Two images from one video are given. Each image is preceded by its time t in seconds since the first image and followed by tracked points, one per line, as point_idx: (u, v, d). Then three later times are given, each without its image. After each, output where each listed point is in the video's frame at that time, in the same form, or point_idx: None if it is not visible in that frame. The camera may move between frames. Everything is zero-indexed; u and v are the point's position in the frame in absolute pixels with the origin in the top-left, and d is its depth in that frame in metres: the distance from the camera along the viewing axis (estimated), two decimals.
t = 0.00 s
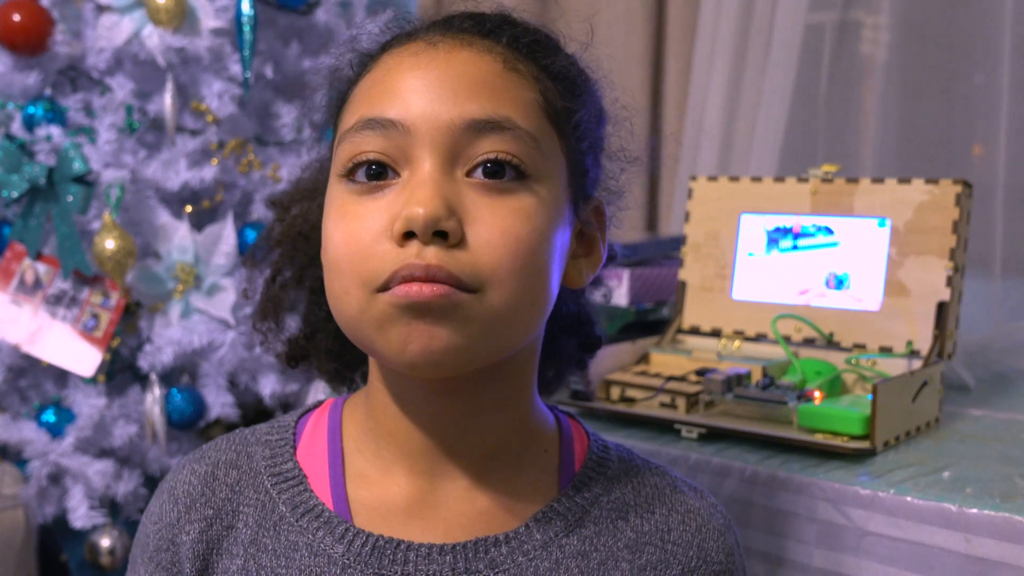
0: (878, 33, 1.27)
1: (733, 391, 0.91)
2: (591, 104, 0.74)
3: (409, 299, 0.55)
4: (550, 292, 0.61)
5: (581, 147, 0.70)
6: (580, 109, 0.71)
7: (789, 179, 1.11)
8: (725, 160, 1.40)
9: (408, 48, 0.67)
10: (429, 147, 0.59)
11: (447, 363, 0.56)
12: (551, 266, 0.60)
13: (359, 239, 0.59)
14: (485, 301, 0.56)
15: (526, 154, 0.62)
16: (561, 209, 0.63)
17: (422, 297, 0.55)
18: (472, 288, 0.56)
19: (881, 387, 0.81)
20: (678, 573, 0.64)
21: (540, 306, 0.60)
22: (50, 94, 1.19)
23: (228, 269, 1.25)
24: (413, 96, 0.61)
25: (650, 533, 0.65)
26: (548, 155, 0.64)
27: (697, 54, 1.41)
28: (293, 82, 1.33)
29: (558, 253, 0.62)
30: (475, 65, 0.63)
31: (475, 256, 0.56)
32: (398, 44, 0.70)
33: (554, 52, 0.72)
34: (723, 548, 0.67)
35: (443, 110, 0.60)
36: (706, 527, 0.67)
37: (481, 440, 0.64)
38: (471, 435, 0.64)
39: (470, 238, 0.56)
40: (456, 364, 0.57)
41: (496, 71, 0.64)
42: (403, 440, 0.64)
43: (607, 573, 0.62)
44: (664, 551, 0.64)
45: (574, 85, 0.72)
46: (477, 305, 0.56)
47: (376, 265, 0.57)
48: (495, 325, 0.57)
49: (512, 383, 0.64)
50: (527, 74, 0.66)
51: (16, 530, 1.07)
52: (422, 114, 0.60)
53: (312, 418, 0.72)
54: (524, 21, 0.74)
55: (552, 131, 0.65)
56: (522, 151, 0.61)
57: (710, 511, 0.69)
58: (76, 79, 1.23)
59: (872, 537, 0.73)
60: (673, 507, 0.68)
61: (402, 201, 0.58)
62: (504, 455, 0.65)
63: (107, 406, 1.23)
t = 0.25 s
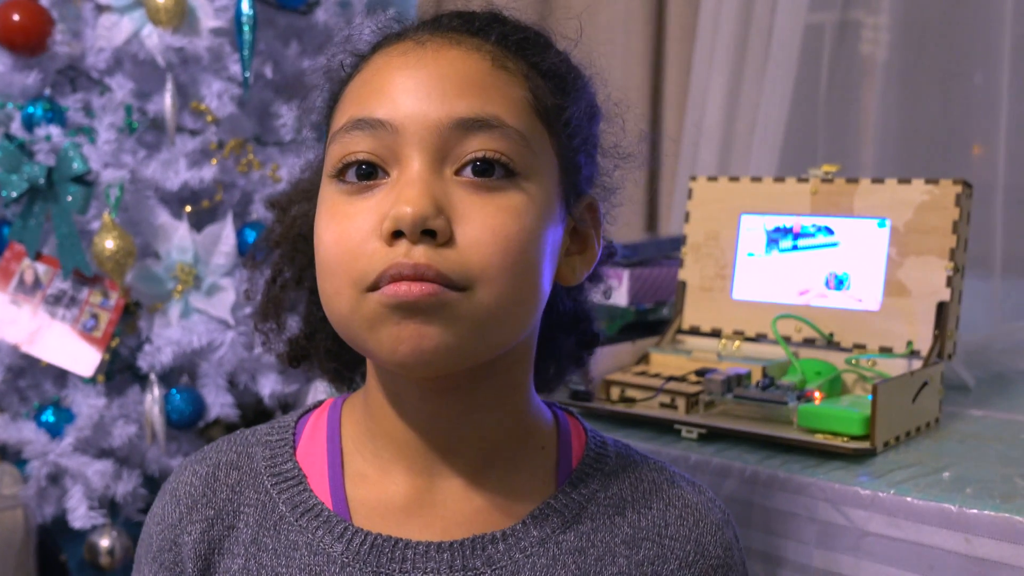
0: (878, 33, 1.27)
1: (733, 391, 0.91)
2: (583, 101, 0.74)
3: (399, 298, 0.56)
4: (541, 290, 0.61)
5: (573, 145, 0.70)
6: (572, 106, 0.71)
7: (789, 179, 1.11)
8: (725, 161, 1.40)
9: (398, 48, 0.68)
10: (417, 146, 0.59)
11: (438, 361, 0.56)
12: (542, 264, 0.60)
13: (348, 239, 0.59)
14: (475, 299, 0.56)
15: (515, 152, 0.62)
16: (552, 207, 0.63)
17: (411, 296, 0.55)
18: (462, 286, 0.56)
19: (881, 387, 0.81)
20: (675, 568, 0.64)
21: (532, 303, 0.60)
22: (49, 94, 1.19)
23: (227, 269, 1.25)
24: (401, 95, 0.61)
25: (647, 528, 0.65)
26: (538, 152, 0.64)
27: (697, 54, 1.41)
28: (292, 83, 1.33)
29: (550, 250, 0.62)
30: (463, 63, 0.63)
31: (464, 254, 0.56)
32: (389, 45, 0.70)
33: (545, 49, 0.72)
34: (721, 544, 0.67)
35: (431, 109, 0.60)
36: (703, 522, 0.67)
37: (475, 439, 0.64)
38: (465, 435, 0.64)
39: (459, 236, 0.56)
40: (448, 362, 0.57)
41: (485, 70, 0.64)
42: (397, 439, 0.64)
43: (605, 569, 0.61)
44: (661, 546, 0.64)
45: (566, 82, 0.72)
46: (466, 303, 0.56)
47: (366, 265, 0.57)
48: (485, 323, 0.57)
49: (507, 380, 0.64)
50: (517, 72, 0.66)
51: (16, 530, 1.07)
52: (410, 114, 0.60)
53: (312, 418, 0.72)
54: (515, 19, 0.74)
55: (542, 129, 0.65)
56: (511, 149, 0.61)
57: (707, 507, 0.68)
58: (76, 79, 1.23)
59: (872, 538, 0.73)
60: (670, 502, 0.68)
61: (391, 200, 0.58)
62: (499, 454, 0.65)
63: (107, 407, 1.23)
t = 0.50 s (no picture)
0: (878, 33, 1.27)
1: (733, 391, 0.91)
2: (581, 101, 0.74)
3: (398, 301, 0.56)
4: (540, 291, 0.61)
5: (572, 145, 0.69)
6: (570, 106, 0.71)
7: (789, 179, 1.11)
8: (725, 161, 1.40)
9: (395, 50, 0.68)
10: (415, 148, 0.59)
11: (437, 363, 0.56)
12: (541, 265, 0.60)
13: (348, 242, 0.59)
14: (474, 301, 0.56)
15: (513, 154, 0.61)
16: (551, 208, 0.63)
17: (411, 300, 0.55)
18: (461, 288, 0.56)
19: (881, 387, 0.81)
20: (675, 566, 0.63)
21: (531, 305, 0.60)
22: (49, 94, 1.19)
23: (227, 270, 1.25)
24: (399, 98, 0.61)
25: (648, 526, 0.65)
26: (536, 154, 0.64)
27: (697, 54, 1.41)
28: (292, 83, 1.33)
29: (549, 251, 0.62)
30: (461, 65, 0.63)
31: (462, 256, 0.56)
32: (387, 47, 0.70)
33: (542, 50, 0.72)
34: (721, 541, 0.66)
35: (428, 111, 0.60)
36: (704, 519, 0.67)
37: (476, 440, 0.64)
38: (465, 436, 0.63)
39: (457, 238, 0.56)
40: (448, 364, 0.57)
41: (482, 71, 0.64)
42: (399, 439, 0.64)
43: (605, 567, 0.61)
44: (662, 544, 0.64)
45: (564, 82, 0.72)
46: (466, 305, 0.56)
47: (365, 268, 0.57)
48: (485, 325, 0.57)
49: (508, 379, 0.64)
50: (515, 73, 0.66)
51: (15, 530, 1.07)
52: (407, 117, 0.60)
53: (316, 418, 0.72)
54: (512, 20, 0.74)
55: (540, 130, 0.65)
56: (509, 151, 0.61)
57: (709, 504, 0.68)
58: (76, 79, 1.22)
59: (872, 538, 0.73)
60: (671, 500, 0.67)
61: (389, 204, 0.58)
62: (501, 455, 0.65)
63: (107, 407, 1.23)
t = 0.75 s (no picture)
0: (877, 33, 1.27)
1: (733, 391, 0.91)
2: (582, 99, 0.73)
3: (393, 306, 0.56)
4: (538, 292, 0.61)
5: (572, 143, 0.69)
6: (569, 105, 0.70)
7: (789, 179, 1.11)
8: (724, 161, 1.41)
9: (392, 53, 0.68)
10: (410, 152, 0.59)
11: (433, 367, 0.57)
12: (539, 265, 0.60)
13: (345, 246, 0.59)
14: (470, 303, 0.56)
15: (509, 155, 0.61)
16: (548, 208, 0.63)
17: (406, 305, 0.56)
18: (456, 292, 0.56)
19: (881, 387, 0.81)
20: (675, 562, 0.63)
21: (529, 306, 0.60)
22: (49, 94, 1.19)
23: (227, 270, 1.25)
24: (394, 101, 0.61)
25: (649, 523, 0.65)
26: (534, 153, 0.63)
27: (697, 54, 1.41)
28: (292, 83, 1.33)
29: (546, 251, 0.62)
30: (456, 67, 0.63)
31: (457, 259, 0.56)
32: (384, 49, 0.70)
33: (540, 48, 0.71)
34: (722, 538, 0.66)
35: (423, 114, 0.60)
36: (704, 516, 0.67)
37: (476, 441, 0.64)
38: (465, 436, 0.64)
39: (452, 241, 0.56)
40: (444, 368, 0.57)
41: (477, 72, 0.63)
42: (402, 438, 0.65)
43: (606, 564, 0.61)
44: (662, 541, 0.64)
45: (563, 80, 0.71)
46: (461, 308, 0.56)
47: (362, 273, 0.57)
48: (481, 328, 0.57)
49: (509, 377, 0.64)
50: (511, 73, 0.66)
51: (15, 530, 1.07)
52: (402, 121, 0.60)
53: (324, 416, 0.72)
54: (510, 18, 0.73)
55: (538, 130, 0.65)
56: (505, 152, 0.61)
57: (710, 501, 0.68)
58: (75, 79, 1.22)
59: (871, 538, 0.73)
60: (672, 496, 0.67)
61: (385, 207, 0.58)
62: (503, 454, 0.65)
63: (107, 407, 1.23)
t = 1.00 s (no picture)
0: (876, 34, 1.27)
1: (732, 392, 0.91)
2: (576, 91, 0.73)
3: (390, 310, 0.57)
4: (535, 290, 0.60)
5: (569, 138, 0.69)
6: (564, 100, 0.70)
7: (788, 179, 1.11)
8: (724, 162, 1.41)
9: (384, 58, 0.68)
10: (402, 156, 0.60)
11: (430, 369, 0.57)
12: (534, 263, 0.60)
13: (343, 251, 0.60)
14: (465, 305, 0.56)
15: (501, 154, 0.61)
16: (543, 206, 0.63)
17: (401, 308, 0.56)
18: (451, 294, 0.56)
19: (880, 388, 0.82)
20: (676, 566, 0.63)
21: (526, 304, 0.60)
22: (49, 94, 1.19)
23: (226, 270, 1.26)
24: (385, 106, 0.61)
25: (650, 526, 0.65)
26: (527, 152, 0.63)
27: (696, 55, 1.41)
28: (292, 84, 1.34)
29: (542, 249, 0.62)
30: (446, 69, 0.63)
31: (450, 261, 0.56)
32: (378, 55, 0.71)
33: (532, 46, 0.71)
34: (724, 542, 0.66)
35: (413, 117, 0.60)
36: (707, 519, 0.66)
37: (477, 441, 0.64)
38: (465, 437, 0.64)
39: (444, 243, 0.57)
40: (440, 369, 0.57)
41: (467, 73, 0.63)
42: (405, 438, 0.65)
43: (606, 567, 0.61)
44: (663, 545, 0.64)
45: (557, 75, 0.71)
46: (456, 309, 0.56)
47: (359, 277, 0.58)
48: (476, 328, 0.57)
49: (512, 378, 0.64)
50: (501, 71, 0.65)
51: (15, 530, 1.07)
52: (393, 125, 0.60)
53: (332, 414, 0.72)
54: (501, 16, 0.73)
55: (531, 128, 0.64)
56: (497, 151, 0.61)
57: (714, 505, 0.68)
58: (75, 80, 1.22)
59: (870, 539, 0.73)
60: (675, 499, 0.67)
61: (379, 212, 0.59)
62: (506, 453, 0.65)
63: (106, 408, 1.23)
